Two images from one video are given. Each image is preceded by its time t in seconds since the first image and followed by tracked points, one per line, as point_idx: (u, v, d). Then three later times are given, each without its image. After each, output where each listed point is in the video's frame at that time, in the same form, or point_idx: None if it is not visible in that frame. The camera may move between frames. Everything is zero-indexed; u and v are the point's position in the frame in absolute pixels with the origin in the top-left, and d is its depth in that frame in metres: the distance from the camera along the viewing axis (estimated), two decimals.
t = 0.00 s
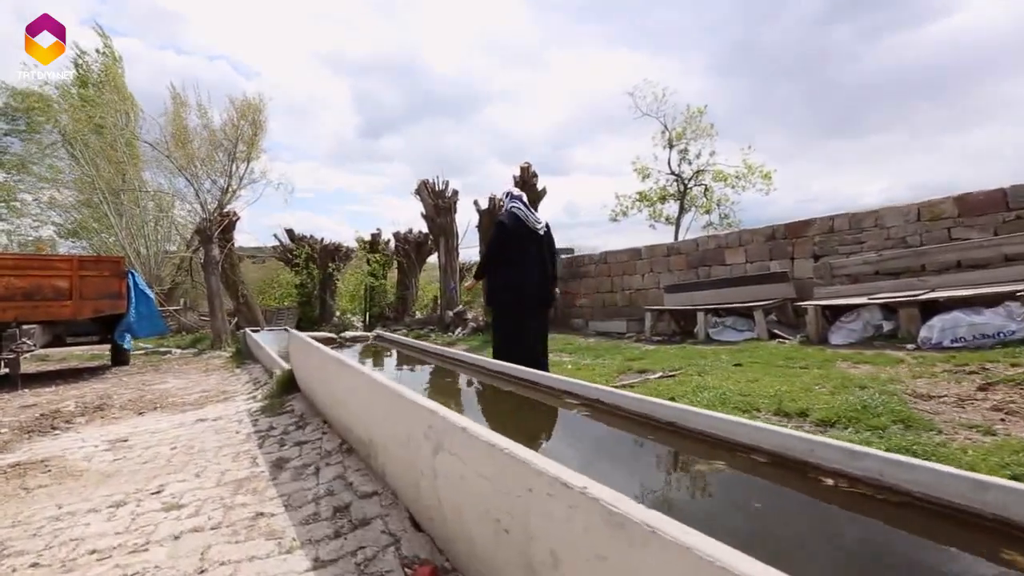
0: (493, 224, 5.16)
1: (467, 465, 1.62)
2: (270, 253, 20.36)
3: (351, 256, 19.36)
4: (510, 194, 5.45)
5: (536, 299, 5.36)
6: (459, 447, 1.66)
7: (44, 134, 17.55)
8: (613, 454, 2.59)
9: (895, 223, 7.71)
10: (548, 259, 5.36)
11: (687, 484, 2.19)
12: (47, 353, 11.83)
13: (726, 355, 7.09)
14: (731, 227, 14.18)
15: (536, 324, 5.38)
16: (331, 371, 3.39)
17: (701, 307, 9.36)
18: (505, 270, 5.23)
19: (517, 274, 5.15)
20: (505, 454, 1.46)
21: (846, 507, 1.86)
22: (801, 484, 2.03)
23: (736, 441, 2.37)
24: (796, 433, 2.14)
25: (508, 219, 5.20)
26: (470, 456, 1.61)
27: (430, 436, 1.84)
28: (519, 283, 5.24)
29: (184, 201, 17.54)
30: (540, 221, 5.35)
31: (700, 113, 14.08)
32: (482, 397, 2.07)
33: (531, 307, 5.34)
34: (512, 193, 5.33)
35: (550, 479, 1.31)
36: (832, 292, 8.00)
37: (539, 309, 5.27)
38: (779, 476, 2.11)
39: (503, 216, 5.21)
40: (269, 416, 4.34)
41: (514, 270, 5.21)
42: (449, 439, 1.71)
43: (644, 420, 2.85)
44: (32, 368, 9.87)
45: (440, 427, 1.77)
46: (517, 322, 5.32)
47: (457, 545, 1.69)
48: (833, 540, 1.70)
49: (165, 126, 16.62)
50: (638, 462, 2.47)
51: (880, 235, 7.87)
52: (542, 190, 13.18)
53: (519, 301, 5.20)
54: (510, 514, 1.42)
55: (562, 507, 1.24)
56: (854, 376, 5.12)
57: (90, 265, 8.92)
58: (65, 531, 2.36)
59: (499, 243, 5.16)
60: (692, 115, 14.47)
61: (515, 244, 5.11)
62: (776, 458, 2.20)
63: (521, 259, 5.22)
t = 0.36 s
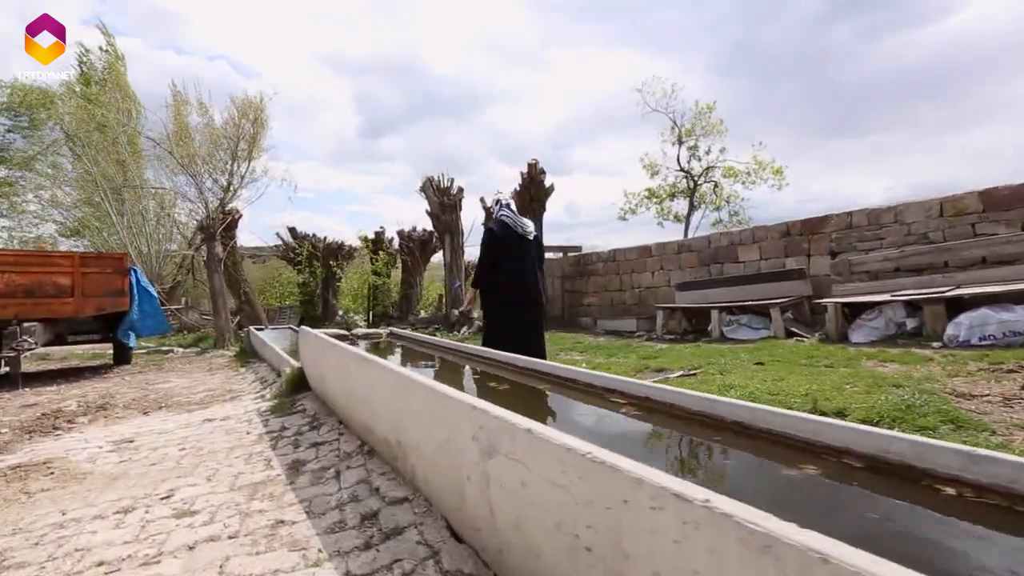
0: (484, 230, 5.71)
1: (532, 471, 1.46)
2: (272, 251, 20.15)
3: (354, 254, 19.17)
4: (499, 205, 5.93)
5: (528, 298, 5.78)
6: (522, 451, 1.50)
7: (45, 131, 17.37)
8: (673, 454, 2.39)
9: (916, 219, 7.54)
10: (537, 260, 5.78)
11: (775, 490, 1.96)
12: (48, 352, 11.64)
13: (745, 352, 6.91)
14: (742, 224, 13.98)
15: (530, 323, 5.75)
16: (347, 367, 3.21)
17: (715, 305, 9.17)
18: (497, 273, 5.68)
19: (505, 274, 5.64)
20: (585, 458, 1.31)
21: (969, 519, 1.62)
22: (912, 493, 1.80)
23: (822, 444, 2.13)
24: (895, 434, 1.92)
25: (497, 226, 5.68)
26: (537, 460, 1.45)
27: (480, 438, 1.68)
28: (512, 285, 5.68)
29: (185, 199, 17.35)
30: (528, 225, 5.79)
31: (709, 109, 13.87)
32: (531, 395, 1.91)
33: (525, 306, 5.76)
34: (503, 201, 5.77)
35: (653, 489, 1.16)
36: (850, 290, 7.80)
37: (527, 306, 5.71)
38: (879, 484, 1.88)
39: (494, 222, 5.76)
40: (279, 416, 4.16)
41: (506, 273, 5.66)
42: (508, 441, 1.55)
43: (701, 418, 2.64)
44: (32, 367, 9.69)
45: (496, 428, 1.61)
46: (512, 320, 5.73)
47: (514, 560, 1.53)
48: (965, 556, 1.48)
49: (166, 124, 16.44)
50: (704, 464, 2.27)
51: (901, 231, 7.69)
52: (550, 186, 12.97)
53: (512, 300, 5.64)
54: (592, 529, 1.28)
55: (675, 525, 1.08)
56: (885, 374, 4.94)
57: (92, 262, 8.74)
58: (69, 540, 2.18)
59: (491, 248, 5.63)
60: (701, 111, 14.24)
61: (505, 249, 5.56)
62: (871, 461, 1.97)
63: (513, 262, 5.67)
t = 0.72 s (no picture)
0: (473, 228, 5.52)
1: (618, 489, 1.29)
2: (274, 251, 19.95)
3: (357, 253, 19.00)
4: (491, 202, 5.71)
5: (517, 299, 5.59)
6: (606, 466, 1.32)
7: (48, 130, 17.22)
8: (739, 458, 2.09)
9: (939, 214, 7.33)
10: (526, 260, 5.53)
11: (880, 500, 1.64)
12: (49, 352, 11.48)
13: (764, 351, 6.72)
14: (752, 222, 13.77)
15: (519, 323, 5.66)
16: (366, 368, 3.02)
17: (730, 303, 8.98)
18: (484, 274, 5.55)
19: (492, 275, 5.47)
20: (694, 477, 1.13)
21: None
22: None
23: (927, 454, 1.80)
24: None
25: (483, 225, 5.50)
26: (626, 478, 1.27)
27: (545, 449, 1.51)
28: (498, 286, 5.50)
29: (187, 199, 17.17)
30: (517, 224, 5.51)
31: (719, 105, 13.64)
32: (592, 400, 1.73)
33: (514, 307, 5.62)
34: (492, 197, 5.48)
35: (799, 519, 0.97)
36: (869, 287, 7.63)
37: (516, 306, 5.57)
38: (1010, 500, 1.54)
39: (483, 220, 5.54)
40: (291, 419, 3.98)
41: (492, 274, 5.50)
42: (586, 453, 1.37)
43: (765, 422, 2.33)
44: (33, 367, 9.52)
45: (569, 439, 1.43)
46: (500, 320, 5.68)
47: None
48: None
49: (167, 122, 16.23)
50: (780, 470, 1.96)
51: (922, 227, 7.49)
52: (557, 183, 12.77)
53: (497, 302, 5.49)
54: (707, 562, 1.10)
55: (842, 567, 0.89)
56: (919, 374, 4.75)
57: (93, 260, 8.56)
58: (73, 558, 2.00)
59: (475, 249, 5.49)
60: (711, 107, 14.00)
61: (488, 251, 5.36)
62: (995, 477, 1.64)
63: (498, 263, 5.46)
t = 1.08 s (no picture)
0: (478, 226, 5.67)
1: (726, 509, 1.16)
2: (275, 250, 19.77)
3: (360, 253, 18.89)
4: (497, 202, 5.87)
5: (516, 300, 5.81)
6: (710, 483, 1.19)
7: (50, 128, 17.01)
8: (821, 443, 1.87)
9: (960, 211, 7.14)
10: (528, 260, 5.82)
11: (1002, 501, 1.36)
12: (49, 351, 11.26)
13: (783, 351, 6.54)
14: (761, 221, 13.59)
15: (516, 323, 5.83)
16: (384, 367, 2.85)
17: (744, 302, 8.79)
18: (488, 272, 5.75)
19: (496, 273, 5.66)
20: (844, 501, 0.98)
21: None
22: None
23: None
24: None
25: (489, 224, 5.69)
26: (735, 497, 1.15)
27: (622, 459, 1.39)
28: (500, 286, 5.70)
29: (188, 198, 16.99)
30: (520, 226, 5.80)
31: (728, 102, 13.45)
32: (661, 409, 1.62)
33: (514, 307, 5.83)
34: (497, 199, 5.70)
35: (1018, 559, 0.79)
36: (888, 286, 7.44)
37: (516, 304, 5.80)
38: None
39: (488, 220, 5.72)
40: (301, 421, 3.80)
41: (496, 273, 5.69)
42: (683, 466, 1.25)
43: (822, 421, 1.99)
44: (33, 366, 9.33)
45: (657, 451, 1.31)
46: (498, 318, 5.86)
47: None
48: None
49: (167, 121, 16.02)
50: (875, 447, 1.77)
51: (943, 224, 7.30)
52: (565, 181, 12.59)
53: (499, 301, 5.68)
54: None
55: None
56: (953, 375, 4.57)
57: (94, 258, 8.38)
58: None
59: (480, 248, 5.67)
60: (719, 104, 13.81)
61: (494, 251, 5.56)
62: None
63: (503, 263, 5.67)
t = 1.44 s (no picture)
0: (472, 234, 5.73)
1: (889, 548, 1.01)
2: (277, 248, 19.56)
3: (363, 251, 18.77)
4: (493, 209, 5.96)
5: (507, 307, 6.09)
6: (859, 513, 1.06)
7: (51, 126, 16.81)
8: (916, 453, 1.69)
9: (984, 208, 6.96)
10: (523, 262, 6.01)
11: None
12: (49, 350, 11.07)
13: (805, 351, 6.37)
14: (771, 219, 13.42)
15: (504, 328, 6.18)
16: (408, 369, 2.68)
17: (759, 301, 8.62)
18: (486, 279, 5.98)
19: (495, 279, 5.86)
20: None
21: None
22: None
23: None
24: None
25: (486, 233, 5.88)
26: (899, 531, 1.00)
27: (731, 482, 1.28)
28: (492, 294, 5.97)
29: (189, 197, 16.79)
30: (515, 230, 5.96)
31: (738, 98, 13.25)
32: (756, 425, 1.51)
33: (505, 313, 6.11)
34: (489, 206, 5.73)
35: None
36: (908, 284, 7.26)
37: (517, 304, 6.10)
38: None
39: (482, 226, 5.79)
40: (314, 425, 3.62)
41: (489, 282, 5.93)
42: (826, 495, 1.11)
43: (922, 432, 1.80)
44: (34, 366, 9.16)
45: (784, 473, 1.18)
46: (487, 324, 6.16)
47: None
48: None
49: (169, 119, 15.80)
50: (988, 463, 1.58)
51: (966, 221, 7.11)
52: (573, 178, 12.41)
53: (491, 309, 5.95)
54: None
55: None
56: (991, 377, 4.39)
57: (95, 255, 8.19)
58: None
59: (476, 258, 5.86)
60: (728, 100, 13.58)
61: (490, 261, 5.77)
62: None
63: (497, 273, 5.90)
